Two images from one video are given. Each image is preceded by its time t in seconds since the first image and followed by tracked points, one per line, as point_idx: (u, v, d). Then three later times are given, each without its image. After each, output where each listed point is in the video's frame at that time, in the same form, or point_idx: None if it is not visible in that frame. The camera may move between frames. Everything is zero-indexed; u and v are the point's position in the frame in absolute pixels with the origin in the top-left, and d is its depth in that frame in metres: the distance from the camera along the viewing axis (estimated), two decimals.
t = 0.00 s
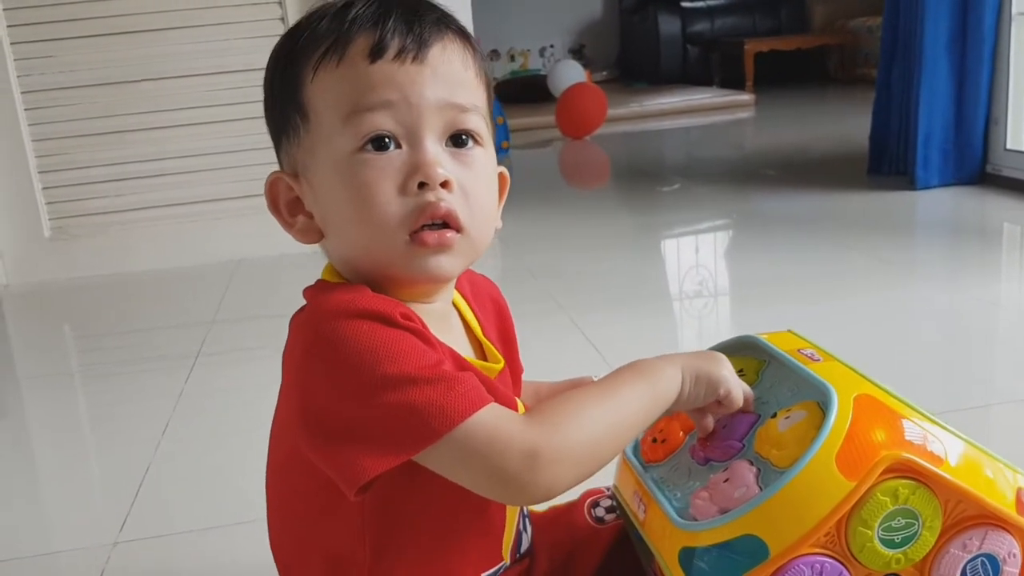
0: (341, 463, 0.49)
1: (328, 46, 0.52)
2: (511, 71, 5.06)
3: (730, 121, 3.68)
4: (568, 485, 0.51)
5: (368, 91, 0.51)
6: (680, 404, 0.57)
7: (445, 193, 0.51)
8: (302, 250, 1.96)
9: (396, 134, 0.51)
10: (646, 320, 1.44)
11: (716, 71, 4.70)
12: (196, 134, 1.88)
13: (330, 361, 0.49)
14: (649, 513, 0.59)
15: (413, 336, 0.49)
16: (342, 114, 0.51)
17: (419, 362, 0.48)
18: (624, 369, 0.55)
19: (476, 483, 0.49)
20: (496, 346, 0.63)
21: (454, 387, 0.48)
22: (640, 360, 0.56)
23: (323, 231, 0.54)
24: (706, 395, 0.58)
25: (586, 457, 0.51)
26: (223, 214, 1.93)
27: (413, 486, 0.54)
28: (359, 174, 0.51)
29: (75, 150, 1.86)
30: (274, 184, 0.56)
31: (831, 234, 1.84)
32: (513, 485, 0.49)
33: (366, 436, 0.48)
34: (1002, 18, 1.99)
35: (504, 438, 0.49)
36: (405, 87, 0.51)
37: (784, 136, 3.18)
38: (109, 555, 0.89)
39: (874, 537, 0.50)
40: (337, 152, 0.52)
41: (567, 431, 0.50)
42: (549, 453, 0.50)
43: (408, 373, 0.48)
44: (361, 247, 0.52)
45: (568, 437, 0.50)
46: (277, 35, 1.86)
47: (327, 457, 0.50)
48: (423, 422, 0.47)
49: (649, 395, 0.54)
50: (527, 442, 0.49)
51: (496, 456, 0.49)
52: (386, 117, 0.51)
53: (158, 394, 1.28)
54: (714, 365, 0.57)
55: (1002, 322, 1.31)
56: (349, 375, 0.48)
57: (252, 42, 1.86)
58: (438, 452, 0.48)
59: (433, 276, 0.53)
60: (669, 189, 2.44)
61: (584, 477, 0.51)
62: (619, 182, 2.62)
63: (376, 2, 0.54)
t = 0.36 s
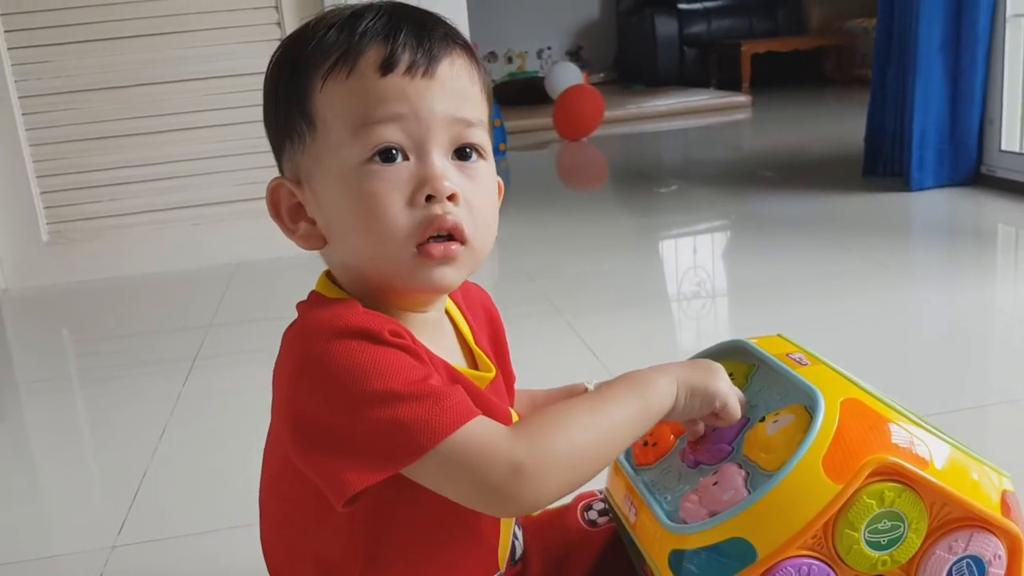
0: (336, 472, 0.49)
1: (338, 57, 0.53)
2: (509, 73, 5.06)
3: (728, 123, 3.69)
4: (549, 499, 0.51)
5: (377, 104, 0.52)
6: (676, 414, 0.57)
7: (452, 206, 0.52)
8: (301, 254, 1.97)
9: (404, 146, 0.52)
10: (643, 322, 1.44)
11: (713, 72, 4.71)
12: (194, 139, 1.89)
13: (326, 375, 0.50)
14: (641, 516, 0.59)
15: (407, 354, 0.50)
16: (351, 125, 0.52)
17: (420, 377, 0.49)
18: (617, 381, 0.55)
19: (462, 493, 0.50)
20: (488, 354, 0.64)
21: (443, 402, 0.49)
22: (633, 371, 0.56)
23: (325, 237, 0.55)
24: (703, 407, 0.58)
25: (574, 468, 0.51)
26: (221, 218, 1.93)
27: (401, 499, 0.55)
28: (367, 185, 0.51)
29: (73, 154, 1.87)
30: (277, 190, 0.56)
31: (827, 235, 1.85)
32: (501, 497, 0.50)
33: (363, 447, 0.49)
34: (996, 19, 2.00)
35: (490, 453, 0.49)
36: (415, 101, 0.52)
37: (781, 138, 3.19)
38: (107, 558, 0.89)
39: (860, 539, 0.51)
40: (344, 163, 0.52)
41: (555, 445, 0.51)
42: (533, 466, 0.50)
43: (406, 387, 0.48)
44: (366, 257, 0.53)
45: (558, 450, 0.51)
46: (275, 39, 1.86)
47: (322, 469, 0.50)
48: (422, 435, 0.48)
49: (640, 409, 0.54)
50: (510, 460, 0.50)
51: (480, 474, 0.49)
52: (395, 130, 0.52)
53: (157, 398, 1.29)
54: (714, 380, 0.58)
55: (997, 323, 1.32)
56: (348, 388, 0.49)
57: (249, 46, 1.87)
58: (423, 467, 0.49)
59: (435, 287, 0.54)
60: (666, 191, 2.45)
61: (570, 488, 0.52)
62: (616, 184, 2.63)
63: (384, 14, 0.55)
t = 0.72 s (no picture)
0: (328, 479, 0.50)
1: (316, 74, 0.53)
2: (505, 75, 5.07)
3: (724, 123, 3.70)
4: (548, 488, 0.52)
5: (355, 121, 0.52)
6: (667, 402, 0.58)
7: (432, 217, 0.53)
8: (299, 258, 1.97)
9: (383, 160, 0.52)
10: (641, 323, 1.45)
11: (709, 72, 4.72)
12: (191, 145, 1.89)
13: (314, 382, 0.50)
14: (633, 519, 0.60)
15: (394, 357, 0.51)
16: (331, 142, 0.52)
17: (404, 381, 0.49)
18: (609, 375, 0.56)
19: (454, 486, 0.50)
20: (477, 357, 0.64)
21: (432, 399, 0.49)
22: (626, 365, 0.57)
23: (312, 250, 0.56)
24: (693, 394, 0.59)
25: (565, 460, 0.52)
26: (218, 223, 1.94)
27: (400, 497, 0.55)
28: (348, 201, 0.52)
29: (70, 161, 1.87)
30: (263, 206, 0.57)
31: (824, 235, 1.85)
32: (493, 489, 0.51)
33: (349, 451, 0.50)
34: (989, 18, 2.00)
35: (482, 442, 0.50)
36: (391, 116, 0.52)
37: (778, 137, 3.20)
38: (106, 564, 0.90)
39: (850, 540, 0.51)
40: (326, 179, 0.53)
41: (545, 436, 0.52)
42: (525, 456, 0.51)
43: (391, 391, 0.49)
44: (351, 268, 0.54)
45: (549, 441, 0.52)
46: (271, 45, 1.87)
47: (313, 469, 0.51)
48: (409, 437, 0.49)
49: (630, 399, 0.55)
50: (503, 447, 0.51)
51: (472, 461, 0.50)
52: (373, 145, 0.52)
53: (156, 404, 1.29)
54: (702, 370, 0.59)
55: (992, 322, 1.33)
56: (334, 395, 0.50)
57: (245, 52, 1.87)
58: (419, 463, 0.49)
59: (419, 297, 0.55)
60: (663, 192, 2.45)
61: (568, 476, 0.53)
62: (614, 185, 2.64)
63: (361, 29, 0.55)
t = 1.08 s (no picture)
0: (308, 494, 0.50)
1: (315, 84, 0.53)
2: (503, 77, 5.08)
3: (721, 122, 3.70)
4: (512, 517, 0.52)
5: (353, 133, 0.52)
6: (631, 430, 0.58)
7: (426, 233, 0.53)
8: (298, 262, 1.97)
9: (379, 174, 0.52)
10: (641, 323, 1.45)
11: (706, 72, 4.72)
12: (188, 150, 1.89)
13: (299, 397, 0.51)
14: (632, 523, 0.60)
15: (380, 372, 0.51)
16: (328, 154, 0.53)
17: (391, 398, 0.50)
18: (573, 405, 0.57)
19: (428, 511, 0.50)
20: (465, 357, 0.65)
21: (413, 419, 0.49)
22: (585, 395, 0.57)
23: (302, 257, 0.56)
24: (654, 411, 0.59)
25: (532, 488, 0.52)
26: (216, 229, 1.94)
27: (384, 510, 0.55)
28: (343, 214, 0.52)
29: (68, 168, 1.87)
30: (255, 209, 0.57)
31: (823, 233, 1.85)
32: (464, 515, 0.51)
33: (331, 465, 0.50)
34: (985, 16, 2.01)
35: (453, 468, 0.50)
36: (390, 131, 0.52)
37: (775, 136, 3.20)
38: (107, 572, 0.90)
39: (850, 542, 0.51)
40: (322, 191, 0.53)
41: (514, 463, 0.52)
42: (496, 483, 0.51)
43: (374, 407, 0.49)
44: (340, 280, 0.54)
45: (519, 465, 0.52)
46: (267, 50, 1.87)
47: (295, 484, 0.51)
48: (387, 456, 0.48)
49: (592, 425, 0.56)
50: (475, 473, 0.51)
51: (446, 485, 0.50)
52: (370, 159, 0.52)
53: (156, 410, 1.29)
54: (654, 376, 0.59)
55: (991, 318, 1.33)
56: (322, 409, 0.50)
57: (241, 58, 1.87)
58: (395, 483, 0.49)
59: (409, 311, 0.55)
60: (661, 191, 2.46)
61: (533, 504, 0.53)
62: (611, 185, 2.64)
63: (362, 39, 0.55)
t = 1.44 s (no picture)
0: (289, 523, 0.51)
1: (300, 95, 0.53)
2: (502, 78, 5.08)
3: (720, 121, 3.70)
4: (470, 559, 0.53)
5: (332, 147, 0.52)
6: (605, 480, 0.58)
7: (402, 250, 0.53)
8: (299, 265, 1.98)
9: (357, 190, 0.53)
10: (641, 323, 1.45)
11: (705, 71, 4.72)
12: (188, 155, 1.90)
13: (277, 426, 0.51)
14: (630, 527, 0.60)
15: (356, 403, 0.51)
16: (308, 166, 0.53)
17: (365, 433, 0.50)
18: (549, 448, 0.57)
19: (392, 547, 0.51)
20: (456, 364, 0.65)
21: (386, 457, 0.50)
22: (560, 441, 0.58)
23: (286, 266, 0.57)
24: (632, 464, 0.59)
25: (493, 532, 0.53)
26: (216, 233, 1.94)
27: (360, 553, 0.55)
28: (320, 227, 0.53)
29: (67, 174, 1.88)
30: (244, 214, 0.58)
31: (822, 232, 1.86)
32: (424, 556, 0.51)
33: (305, 497, 0.50)
34: (983, 13, 2.01)
35: (419, 509, 0.51)
36: (369, 146, 0.53)
37: (774, 134, 3.20)
38: None
39: (845, 546, 0.51)
40: (301, 203, 0.53)
41: (477, 506, 0.53)
42: (458, 527, 0.52)
43: (349, 443, 0.49)
44: (319, 292, 0.55)
45: (482, 509, 0.53)
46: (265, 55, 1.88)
47: (275, 514, 0.52)
48: (356, 495, 0.49)
49: (564, 472, 0.56)
50: (439, 515, 0.51)
51: (408, 526, 0.50)
52: (348, 174, 0.52)
53: (157, 415, 1.29)
54: (637, 426, 0.59)
55: (990, 316, 1.33)
56: (297, 443, 0.50)
57: (240, 62, 1.88)
58: (364, 522, 0.50)
59: (389, 325, 0.55)
60: (661, 191, 2.46)
61: (494, 546, 0.53)
62: (611, 186, 2.64)
63: (352, 50, 0.55)
